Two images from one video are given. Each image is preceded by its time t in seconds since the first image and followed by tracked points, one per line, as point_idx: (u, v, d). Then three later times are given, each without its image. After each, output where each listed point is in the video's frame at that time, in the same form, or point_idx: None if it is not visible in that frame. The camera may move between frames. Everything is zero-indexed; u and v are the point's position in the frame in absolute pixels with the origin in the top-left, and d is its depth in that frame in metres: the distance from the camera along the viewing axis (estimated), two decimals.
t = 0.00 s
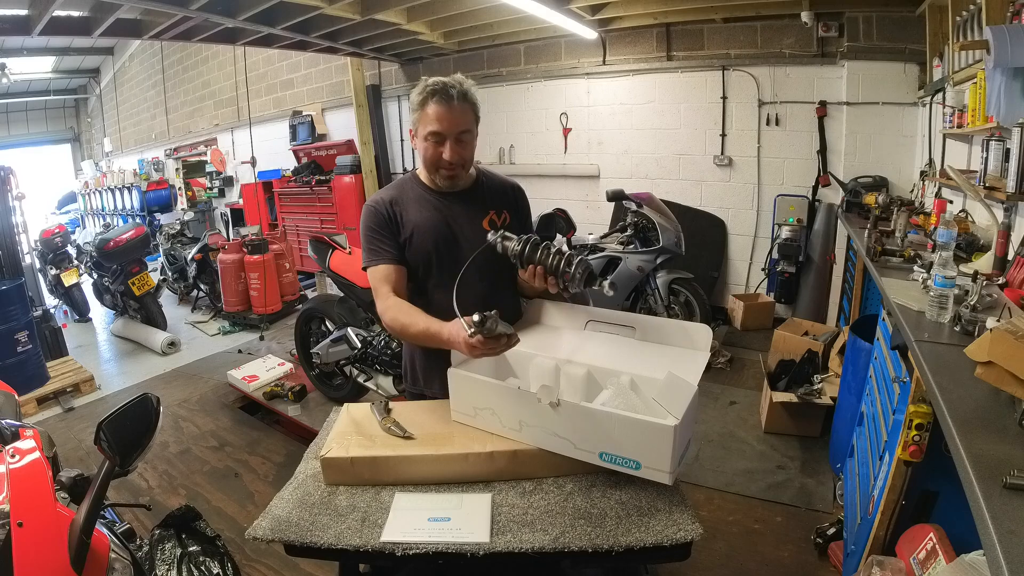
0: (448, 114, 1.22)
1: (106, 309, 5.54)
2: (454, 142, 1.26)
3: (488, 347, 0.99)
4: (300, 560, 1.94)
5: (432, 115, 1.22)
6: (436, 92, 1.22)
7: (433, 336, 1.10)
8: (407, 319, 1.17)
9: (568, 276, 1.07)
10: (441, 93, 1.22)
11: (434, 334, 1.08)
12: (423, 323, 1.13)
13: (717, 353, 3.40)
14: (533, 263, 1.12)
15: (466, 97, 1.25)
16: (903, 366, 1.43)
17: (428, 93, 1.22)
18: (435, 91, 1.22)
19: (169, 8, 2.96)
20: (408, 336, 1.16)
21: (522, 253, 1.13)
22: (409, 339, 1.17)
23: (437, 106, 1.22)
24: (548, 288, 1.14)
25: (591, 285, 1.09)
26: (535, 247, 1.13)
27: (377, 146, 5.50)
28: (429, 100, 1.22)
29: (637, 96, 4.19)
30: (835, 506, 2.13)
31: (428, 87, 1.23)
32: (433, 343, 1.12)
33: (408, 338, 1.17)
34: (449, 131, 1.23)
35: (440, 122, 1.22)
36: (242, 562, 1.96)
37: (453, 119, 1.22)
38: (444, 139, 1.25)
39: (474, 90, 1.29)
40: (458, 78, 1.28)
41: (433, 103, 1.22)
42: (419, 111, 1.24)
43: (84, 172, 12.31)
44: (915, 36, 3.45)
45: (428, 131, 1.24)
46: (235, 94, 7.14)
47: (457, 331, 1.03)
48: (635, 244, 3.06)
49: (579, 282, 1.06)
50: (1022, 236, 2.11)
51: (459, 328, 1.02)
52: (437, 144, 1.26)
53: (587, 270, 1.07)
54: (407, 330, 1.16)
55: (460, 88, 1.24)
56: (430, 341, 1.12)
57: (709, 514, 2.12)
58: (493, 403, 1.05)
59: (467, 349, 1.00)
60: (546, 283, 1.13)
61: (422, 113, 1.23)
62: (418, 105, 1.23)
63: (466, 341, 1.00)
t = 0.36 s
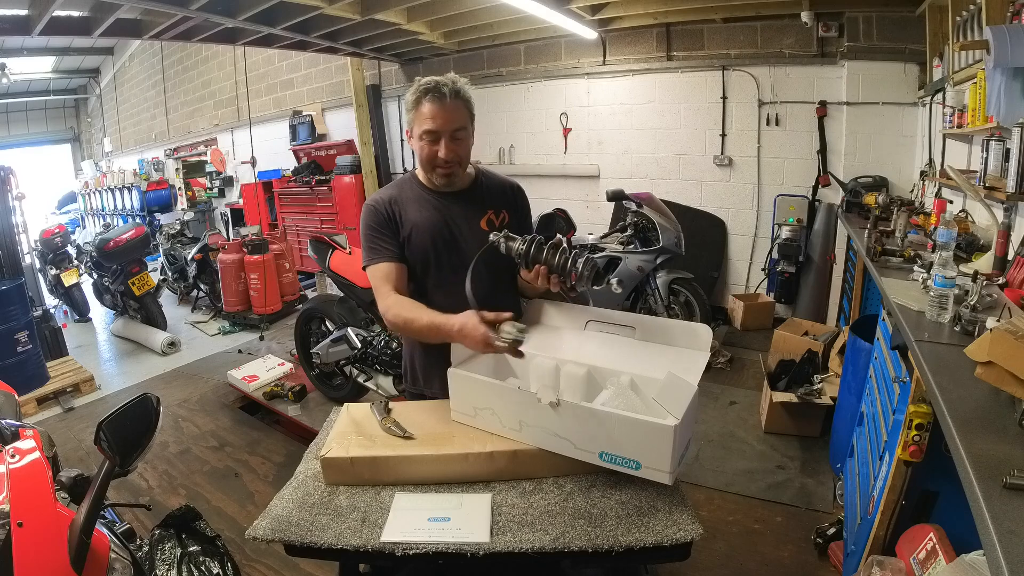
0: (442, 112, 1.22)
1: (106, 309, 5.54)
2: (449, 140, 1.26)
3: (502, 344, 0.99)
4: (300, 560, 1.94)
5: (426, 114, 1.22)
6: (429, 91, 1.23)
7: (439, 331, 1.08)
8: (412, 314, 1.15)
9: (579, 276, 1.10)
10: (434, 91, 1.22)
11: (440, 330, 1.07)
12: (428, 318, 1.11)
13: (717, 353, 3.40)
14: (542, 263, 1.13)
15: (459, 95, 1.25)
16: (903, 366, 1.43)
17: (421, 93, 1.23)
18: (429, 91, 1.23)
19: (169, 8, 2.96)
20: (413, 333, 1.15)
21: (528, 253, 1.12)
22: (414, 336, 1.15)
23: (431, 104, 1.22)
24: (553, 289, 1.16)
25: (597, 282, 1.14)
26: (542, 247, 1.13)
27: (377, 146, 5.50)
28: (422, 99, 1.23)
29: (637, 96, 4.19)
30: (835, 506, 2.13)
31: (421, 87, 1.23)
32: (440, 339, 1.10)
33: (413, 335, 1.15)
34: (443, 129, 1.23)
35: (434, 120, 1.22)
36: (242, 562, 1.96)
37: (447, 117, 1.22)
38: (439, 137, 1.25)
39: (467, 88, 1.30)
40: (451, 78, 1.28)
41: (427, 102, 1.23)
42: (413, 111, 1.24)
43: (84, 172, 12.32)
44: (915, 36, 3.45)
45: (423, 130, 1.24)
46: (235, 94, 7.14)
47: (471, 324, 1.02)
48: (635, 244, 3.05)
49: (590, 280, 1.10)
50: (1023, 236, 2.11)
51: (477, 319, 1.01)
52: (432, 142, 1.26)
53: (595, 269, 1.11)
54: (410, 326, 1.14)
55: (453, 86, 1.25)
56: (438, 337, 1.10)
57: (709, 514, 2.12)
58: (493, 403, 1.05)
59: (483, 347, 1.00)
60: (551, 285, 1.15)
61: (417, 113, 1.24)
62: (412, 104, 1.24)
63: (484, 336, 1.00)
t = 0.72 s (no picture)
0: (439, 113, 1.22)
1: (106, 309, 5.54)
2: (447, 140, 1.26)
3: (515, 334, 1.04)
4: (300, 560, 1.94)
5: (424, 116, 1.22)
6: (426, 92, 1.22)
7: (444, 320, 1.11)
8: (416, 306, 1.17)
9: (595, 276, 1.09)
10: (430, 92, 1.22)
11: (446, 315, 1.09)
12: (432, 306, 1.13)
13: (717, 353, 3.40)
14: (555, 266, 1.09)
15: (455, 96, 1.25)
16: (903, 366, 1.43)
17: (418, 95, 1.23)
18: (425, 92, 1.23)
19: (169, 8, 2.96)
20: (417, 326, 1.16)
21: (543, 255, 1.08)
22: (417, 327, 1.17)
23: (428, 106, 1.22)
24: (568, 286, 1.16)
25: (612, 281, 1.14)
26: (556, 249, 1.08)
27: (377, 146, 5.50)
28: (419, 101, 1.23)
29: (637, 96, 4.19)
30: (835, 506, 2.13)
31: (416, 88, 1.23)
32: (447, 327, 1.13)
33: (416, 328, 1.17)
34: (440, 130, 1.23)
35: (431, 121, 1.22)
36: (242, 562, 1.96)
37: (444, 119, 1.22)
38: (437, 138, 1.25)
39: (463, 88, 1.29)
40: (445, 78, 1.28)
41: (423, 104, 1.23)
42: (410, 113, 1.24)
43: (84, 173, 12.32)
44: (914, 36, 3.45)
45: (420, 132, 1.24)
46: (235, 94, 7.14)
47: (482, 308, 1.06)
48: (635, 244, 3.05)
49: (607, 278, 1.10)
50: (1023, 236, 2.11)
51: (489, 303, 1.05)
52: (429, 144, 1.26)
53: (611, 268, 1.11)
54: (413, 318, 1.16)
55: (448, 87, 1.25)
56: (444, 325, 1.13)
57: (709, 514, 2.12)
58: (493, 404, 1.05)
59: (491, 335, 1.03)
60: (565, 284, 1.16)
61: (414, 114, 1.24)
62: (409, 106, 1.24)
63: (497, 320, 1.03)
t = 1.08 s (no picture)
0: (436, 113, 1.22)
1: (106, 309, 5.54)
2: (445, 141, 1.26)
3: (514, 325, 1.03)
4: (300, 560, 1.94)
5: (421, 117, 1.22)
6: (423, 92, 1.22)
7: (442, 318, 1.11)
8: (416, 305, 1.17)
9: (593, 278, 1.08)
10: (427, 93, 1.22)
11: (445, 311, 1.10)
12: (431, 303, 1.14)
13: (717, 353, 3.40)
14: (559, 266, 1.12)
15: (453, 95, 1.25)
16: (903, 366, 1.43)
17: (415, 95, 1.23)
18: (422, 92, 1.23)
19: (169, 8, 2.95)
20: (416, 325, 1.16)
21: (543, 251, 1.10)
22: (416, 327, 1.17)
23: (426, 106, 1.22)
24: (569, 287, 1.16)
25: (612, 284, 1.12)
26: (556, 246, 1.10)
27: (377, 146, 5.50)
28: (417, 101, 1.23)
29: (637, 96, 4.19)
30: (835, 506, 2.13)
31: (414, 89, 1.23)
32: (445, 325, 1.13)
33: (415, 327, 1.17)
34: (439, 130, 1.23)
35: (430, 121, 1.22)
36: (242, 562, 1.96)
37: (442, 119, 1.22)
38: (435, 139, 1.25)
39: (461, 88, 1.29)
40: (442, 78, 1.28)
41: (422, 104, 1.23)
42: (408, 114, 1.24)
43: (84, 173, 12.33)
44: (914, 36, 3.45)
45: (419, 132, 1.24)
46: (235, 94, 7.14)
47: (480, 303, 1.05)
48: (635, 244, 3.04)
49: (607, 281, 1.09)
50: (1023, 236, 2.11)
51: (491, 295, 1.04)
52: (428, 144, 1.26)
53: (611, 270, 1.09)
54: (412, 316, 1.16)
55: (446, 87, 1.25)
56: (443, 323, 1.13)
57: (709, 514, 2.12)
58: (493, 404, 1.05)
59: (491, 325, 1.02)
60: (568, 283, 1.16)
61: (412, 115, 1.24)
62: (407, 107, 1.24)
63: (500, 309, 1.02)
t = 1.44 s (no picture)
0: (434, 114, 1.22)
1: (106, 309, 5.54)
2: (443, 142, 1.26)
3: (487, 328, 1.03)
4: (300, 560, 1.94)
5: (418, 117, 1.23)
6: (421, 94, 1.22)
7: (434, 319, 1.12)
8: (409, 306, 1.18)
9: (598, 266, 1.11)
10: (425, 94, 1.22)
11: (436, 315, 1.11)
12: (423, 306, 1.15)
13: (717, 353, 3.40)
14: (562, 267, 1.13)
15: (452, 96, 1.25)
16: (902, 366, 1.43)
17: (413, 96, 1.23)
18: (419, 93, 1.23)
19: (169, 8, 2.95)
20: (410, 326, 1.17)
21: (541, 253, 1.12)
22: (410, 329, 1.18)
23: (424, 107, 1.22)
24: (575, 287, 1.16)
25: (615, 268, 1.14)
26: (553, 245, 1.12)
27: (377, 146, 5.50)
28: (414, 102, 1.23)
29: (637, 96, 4.19)
30: (835, 506, 2.13)
31: (412, 89, 1.23)
32: (438, 328, 1.14)
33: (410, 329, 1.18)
34: (436, 131, 1.24)
35: (427, 122, 1.22)
36: (242, 562, 1.96)
37: (440, 119, 1.22)
38: (433, 140, 1.25)
39: (459, 88, 1.29)
40: (442, 78, 1.27)
41: (419, 105, 1.23)
42: (405, 115, 1.24)
43: (84, 173, 12.32)
44: (914, 36, 3.45)
45: (417, 133, 1.24)
46: (235, 94, 7.13)
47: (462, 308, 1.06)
48: (635, 243, 2.97)
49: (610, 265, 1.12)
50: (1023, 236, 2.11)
51: (472, 298, 1.06)
52: (426, 145, 1.26)
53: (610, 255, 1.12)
54: (406, 318, 1.17)
55: (445, 87, 1.24)
56: (436, 326, 1.14)
57: (709, 514, 2.12)
58: (493, 403, 1.05)
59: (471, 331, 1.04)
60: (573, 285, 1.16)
61: (410, 115, 1.24)
62: (404, 108, 1.24)
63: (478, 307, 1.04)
